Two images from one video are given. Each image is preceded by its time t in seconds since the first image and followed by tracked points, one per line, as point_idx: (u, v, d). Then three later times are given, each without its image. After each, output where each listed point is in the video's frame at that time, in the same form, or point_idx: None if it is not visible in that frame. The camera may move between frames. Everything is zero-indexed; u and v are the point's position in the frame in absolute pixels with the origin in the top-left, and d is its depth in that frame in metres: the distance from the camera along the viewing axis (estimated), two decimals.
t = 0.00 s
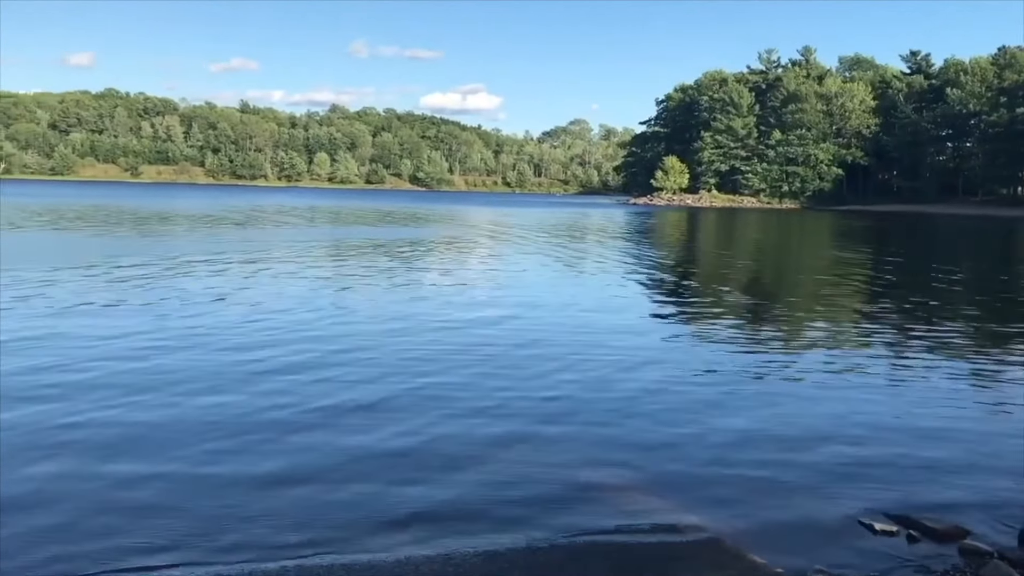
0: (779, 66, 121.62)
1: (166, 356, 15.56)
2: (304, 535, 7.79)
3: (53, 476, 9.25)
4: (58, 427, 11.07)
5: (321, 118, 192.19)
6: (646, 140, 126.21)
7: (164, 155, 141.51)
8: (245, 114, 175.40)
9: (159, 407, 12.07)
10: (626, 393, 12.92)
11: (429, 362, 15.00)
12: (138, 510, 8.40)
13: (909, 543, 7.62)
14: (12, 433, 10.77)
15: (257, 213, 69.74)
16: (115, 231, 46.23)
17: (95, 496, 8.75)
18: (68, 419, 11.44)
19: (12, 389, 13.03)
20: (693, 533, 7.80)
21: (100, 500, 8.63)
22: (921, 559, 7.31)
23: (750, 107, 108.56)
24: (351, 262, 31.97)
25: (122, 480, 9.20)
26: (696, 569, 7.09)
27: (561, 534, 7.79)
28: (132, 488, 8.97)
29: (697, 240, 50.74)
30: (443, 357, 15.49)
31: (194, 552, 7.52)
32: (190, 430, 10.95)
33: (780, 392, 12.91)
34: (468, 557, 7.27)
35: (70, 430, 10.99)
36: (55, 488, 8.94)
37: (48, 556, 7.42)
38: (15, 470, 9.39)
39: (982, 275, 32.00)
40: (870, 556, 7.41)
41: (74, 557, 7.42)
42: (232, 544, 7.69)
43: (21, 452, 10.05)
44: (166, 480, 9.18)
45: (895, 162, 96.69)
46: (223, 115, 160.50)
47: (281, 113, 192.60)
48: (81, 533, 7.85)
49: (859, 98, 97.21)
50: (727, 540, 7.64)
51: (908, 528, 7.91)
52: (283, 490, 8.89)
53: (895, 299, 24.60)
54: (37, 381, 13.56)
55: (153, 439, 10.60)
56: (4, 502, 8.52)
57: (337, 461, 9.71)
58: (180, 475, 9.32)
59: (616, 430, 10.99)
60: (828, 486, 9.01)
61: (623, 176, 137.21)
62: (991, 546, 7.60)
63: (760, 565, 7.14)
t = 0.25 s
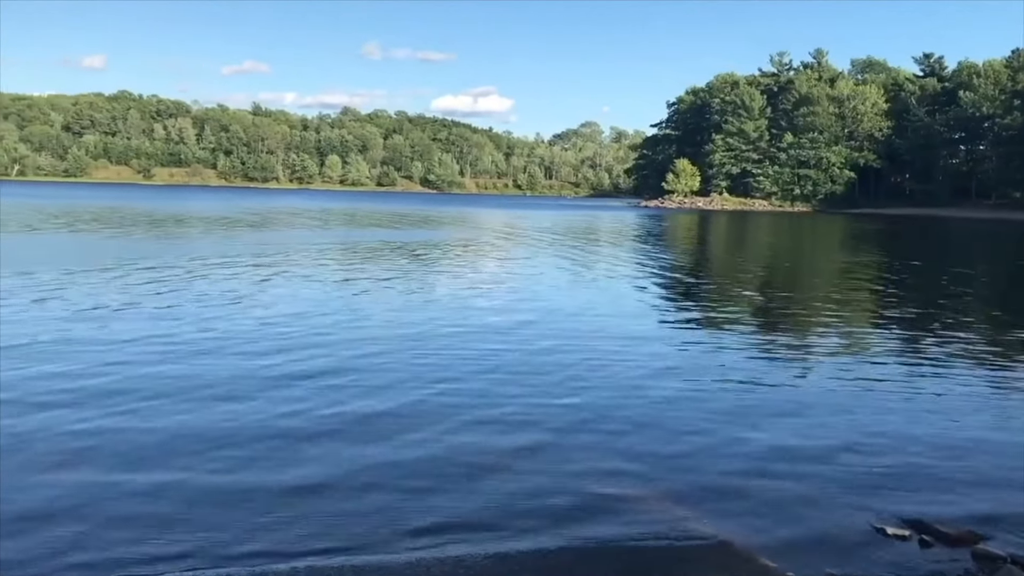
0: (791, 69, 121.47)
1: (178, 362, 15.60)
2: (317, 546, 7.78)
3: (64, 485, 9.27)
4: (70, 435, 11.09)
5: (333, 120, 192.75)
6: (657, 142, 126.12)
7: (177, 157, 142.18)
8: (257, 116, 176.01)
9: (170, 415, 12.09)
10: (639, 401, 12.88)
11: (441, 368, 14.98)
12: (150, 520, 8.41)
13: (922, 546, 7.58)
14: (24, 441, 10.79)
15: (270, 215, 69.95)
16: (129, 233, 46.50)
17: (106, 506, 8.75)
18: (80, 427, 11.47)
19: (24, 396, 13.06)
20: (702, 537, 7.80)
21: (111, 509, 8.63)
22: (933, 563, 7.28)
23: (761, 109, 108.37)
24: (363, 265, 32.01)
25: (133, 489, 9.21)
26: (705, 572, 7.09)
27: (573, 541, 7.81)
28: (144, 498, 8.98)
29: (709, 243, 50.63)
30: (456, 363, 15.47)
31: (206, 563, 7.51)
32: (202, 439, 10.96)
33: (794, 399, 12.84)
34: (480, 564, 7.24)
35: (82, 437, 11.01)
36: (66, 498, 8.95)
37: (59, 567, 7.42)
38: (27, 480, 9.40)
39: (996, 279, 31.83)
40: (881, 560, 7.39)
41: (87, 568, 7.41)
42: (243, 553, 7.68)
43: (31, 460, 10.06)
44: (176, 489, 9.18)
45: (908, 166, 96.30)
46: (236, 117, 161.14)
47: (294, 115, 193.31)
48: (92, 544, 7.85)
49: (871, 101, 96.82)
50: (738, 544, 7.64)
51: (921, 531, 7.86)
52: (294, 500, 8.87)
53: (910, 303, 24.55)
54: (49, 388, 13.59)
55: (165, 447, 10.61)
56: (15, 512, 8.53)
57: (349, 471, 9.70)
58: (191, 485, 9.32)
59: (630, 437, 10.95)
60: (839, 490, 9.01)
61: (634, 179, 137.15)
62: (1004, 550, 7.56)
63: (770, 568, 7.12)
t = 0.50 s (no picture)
0: (805, 71, 121.14)
1: (167, 350, 15.63)
2: (273, 536, 7.79)
3: (40, 466, 9.32)
4: (46, 418, 11.13)
5: (346, 122, 193.30)
6: (670, 145, 126.13)
7: (191, 158, 142.94)
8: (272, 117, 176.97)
9: (148, 401, 12.11)
10: (621, 393, 12.80)
11: (428, 359, 14.94)
12: (112, 503, 8.42)
13: (936, 551, 7.55)
14: None
15: (284, 216, 70.26)
16: (143, 233, 46.79)
17: (70, 489, 8.77)
18: (57, 411, 11.50)
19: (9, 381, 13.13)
20: (714, 538, 7.78)
21: (78, 492, 8.69)
22: (947, 568, 7.23)
23: (775, 112, 108.08)
24: (374, 265, 32.08)
25: (100, 471, 9.25)
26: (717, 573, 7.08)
27: (585, 538, 7.80)
28: (109, 480, 8.99)
29: (723, 247, 50.42)
30: (444, 353, 15.45)
31: (161, 548, 7.53)
32: (174, 424, 11.00)
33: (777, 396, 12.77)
34: (438, 563, 7.22)
35: (58, 421, 11.02)
36: (31, 478, 8.98)
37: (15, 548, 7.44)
38: None
39: (1011, 285, 31.57)
40: (894, 563, 7.35)
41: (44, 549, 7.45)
42: (199, 539, 7.70)
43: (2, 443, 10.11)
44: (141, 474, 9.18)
45: (923, 169, 95.70)
46: (250, 118, 161.85)
47: (307, 117, 194.11)
48: (48, 526, 7.88)
49: (886, 104, 95.01)
50: (750, 546, 7.62)
51: (936, 537, 7.82)
52: (258, 487, 8.86)
53: (922, 307, 24.41)
54: (34, 372, 13.66)
55: (138, 432, 10.63)
56: None
57: (316, 459, 9.69)
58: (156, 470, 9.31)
59: (603, 430, 10.91)
60: (852, 491, 8.96)
61: (647, 182, 137.03)
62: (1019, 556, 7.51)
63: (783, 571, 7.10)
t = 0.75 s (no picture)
0: (817, 74, 120.80)
1: (177, 352, 15.76)
2: (283, 539, 7.89)
3: (57, 470, 9.46)
4: (58, 421, 11.26)
5: (357, 124, 193.77)
6: (681, 148, 125.94)
7: (203, 159, 143.49)
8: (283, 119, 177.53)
9: (159, 404, 12.22)
10: (628, 400, 12.86)
11: (437, 363, 15.03)
12: (124, 507, 8.54)
13: (947, 557, 7.59)
14: (10, 428, 11.01)
15: (294, 217, 70.44)
16: (155, 233, 47.02)
17: (82, 493, 8.88)
18: (69, 414, 11.63)
19: (22, 383, 13.27)
20: (724, 543, 7.84)
21: (90, 495, 8.81)
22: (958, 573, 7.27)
23: (786, 115, 107.84)
24: (385, 266, 32.13)
25: (112, 474, 9.37)
26: None
27: (595, 543, 7.87)
28: (120, 484, 9.11)
29: (733, 249, 50.33)
30: (452, 357, 15.54)
31: (172, 550, 7.63)
32: (184, 427, 11.10)
33: (786, 403, 12.81)
34: (446, 565, 7.30)
35: (70, 424, 11.15)
36: (45, 482, 9.11)
37: (29, 551, 7.55)
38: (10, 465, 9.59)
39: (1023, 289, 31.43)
40: (904, 568, 7.39)
41: (57, 551, 7.57)
42: (210, 542, 7.80)
43: (15, 447, 10.24)
44: (153, 478, 9.29)
45: (935, 172, 95.26)
46: (261, 119, 162.40)
47: (318, 118, 194.65)
48: (61, 529, 7.99)
49: (898, 107, 95.00)
50: (760, 551, 7.67)
51: (947, 542, 7.86)
52: (267, 492, 8.98)
53: (934, 311, 24.32)
54: (46, 375, 13.81)
55: (150, 436, 10.75)
56: None
57: (325, 463, 9.80)
58: (167, 473, 9.42)
59: (610, 437, 10.97)
60: (862, 498, 9.01)
61: (657, 184, 136.91)
62: None
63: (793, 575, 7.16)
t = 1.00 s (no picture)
0: (827, 76, 120.54)
1: (186, 355, 15.85)
2: (295, 545, 7.94)
3: (73, 476, 9.56)
4: (71, 427, 11.35)
5: (367, 125, 194.35)
6: (691, 149, 125.73)
7: (213, 159, 144.25)
8: (293, 120, 178.02)
9: (172, 409, 12.33)
10: (638, 406, 12.88)
11: (446, 368, 15.08)
12: (137, 511, 8.62)
13: (960, 561, 7.57)
14: (24, 433, 11.13)
15: (304, 218, 70.80)
16: (165, 234, 47.33)
17: (97, 498, 8.93)
18: (80, 419, 11.72)
19: (34, 388, 13.38)
20: (735, 546, 7.83)
21: (103, 501, 8.89)
22: None
23: (797, 117, 107.71)
24: (394, 267, 32.26)
25: (124, 481, 9.44)
26: None
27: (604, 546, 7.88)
28: (132, 490, 9.20)
29: (741, 251, 50.35)
30: (461, 362, 15.57)
31: (184, 556, 7.69)
32: (196, 433, 11.19)
33: (795, 408, 12.82)
34: (457, 568, 7.33)
35: (81, 431, 11.24)
36: (57, 488, 9.19)
37: (41, 556, 7.62)
38: (23, 471, 9.68)
39: None
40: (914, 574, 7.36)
41: (70, 555, 7.65)
42: (221, 547, 7.86)
43: (29, 452, 10.35)
44: (165, 484, 9.37)
45: (947, 175, 94.83)
46: (271, 120, 163.02)
47: (328, 120, 195.23)
48: (74, 535, 8.06)
49: (909, 110, 94.82)
50: (770, 553, 7.68)
51: (960, 547, 7.84)
52: (278, 497, 9.03)
53: (944, 314, 24.20)
54: (58, 379, 13.92)
55: (161, 442, 10.83)
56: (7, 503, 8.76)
57: (335, 469, 9.87)
58: (180, 480, 9.51)
59: (619, 443, 10.99)
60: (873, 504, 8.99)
61: (667, 186, 136.83)
62: None
63: None
